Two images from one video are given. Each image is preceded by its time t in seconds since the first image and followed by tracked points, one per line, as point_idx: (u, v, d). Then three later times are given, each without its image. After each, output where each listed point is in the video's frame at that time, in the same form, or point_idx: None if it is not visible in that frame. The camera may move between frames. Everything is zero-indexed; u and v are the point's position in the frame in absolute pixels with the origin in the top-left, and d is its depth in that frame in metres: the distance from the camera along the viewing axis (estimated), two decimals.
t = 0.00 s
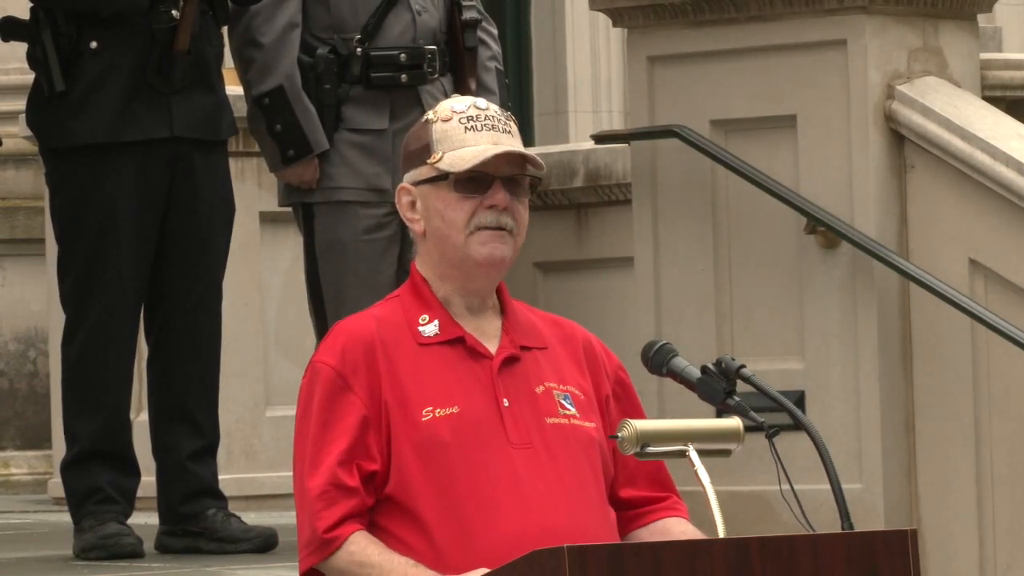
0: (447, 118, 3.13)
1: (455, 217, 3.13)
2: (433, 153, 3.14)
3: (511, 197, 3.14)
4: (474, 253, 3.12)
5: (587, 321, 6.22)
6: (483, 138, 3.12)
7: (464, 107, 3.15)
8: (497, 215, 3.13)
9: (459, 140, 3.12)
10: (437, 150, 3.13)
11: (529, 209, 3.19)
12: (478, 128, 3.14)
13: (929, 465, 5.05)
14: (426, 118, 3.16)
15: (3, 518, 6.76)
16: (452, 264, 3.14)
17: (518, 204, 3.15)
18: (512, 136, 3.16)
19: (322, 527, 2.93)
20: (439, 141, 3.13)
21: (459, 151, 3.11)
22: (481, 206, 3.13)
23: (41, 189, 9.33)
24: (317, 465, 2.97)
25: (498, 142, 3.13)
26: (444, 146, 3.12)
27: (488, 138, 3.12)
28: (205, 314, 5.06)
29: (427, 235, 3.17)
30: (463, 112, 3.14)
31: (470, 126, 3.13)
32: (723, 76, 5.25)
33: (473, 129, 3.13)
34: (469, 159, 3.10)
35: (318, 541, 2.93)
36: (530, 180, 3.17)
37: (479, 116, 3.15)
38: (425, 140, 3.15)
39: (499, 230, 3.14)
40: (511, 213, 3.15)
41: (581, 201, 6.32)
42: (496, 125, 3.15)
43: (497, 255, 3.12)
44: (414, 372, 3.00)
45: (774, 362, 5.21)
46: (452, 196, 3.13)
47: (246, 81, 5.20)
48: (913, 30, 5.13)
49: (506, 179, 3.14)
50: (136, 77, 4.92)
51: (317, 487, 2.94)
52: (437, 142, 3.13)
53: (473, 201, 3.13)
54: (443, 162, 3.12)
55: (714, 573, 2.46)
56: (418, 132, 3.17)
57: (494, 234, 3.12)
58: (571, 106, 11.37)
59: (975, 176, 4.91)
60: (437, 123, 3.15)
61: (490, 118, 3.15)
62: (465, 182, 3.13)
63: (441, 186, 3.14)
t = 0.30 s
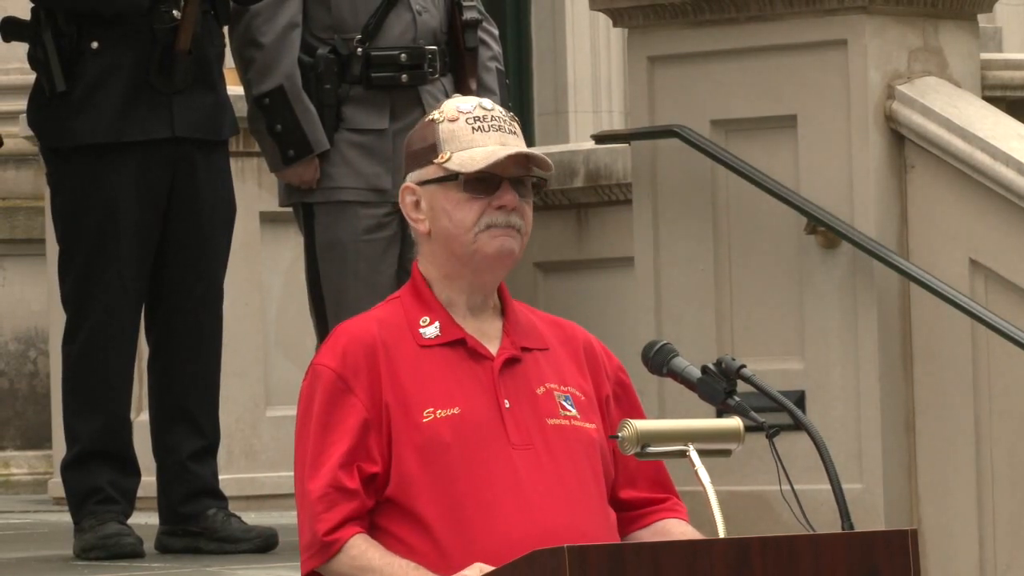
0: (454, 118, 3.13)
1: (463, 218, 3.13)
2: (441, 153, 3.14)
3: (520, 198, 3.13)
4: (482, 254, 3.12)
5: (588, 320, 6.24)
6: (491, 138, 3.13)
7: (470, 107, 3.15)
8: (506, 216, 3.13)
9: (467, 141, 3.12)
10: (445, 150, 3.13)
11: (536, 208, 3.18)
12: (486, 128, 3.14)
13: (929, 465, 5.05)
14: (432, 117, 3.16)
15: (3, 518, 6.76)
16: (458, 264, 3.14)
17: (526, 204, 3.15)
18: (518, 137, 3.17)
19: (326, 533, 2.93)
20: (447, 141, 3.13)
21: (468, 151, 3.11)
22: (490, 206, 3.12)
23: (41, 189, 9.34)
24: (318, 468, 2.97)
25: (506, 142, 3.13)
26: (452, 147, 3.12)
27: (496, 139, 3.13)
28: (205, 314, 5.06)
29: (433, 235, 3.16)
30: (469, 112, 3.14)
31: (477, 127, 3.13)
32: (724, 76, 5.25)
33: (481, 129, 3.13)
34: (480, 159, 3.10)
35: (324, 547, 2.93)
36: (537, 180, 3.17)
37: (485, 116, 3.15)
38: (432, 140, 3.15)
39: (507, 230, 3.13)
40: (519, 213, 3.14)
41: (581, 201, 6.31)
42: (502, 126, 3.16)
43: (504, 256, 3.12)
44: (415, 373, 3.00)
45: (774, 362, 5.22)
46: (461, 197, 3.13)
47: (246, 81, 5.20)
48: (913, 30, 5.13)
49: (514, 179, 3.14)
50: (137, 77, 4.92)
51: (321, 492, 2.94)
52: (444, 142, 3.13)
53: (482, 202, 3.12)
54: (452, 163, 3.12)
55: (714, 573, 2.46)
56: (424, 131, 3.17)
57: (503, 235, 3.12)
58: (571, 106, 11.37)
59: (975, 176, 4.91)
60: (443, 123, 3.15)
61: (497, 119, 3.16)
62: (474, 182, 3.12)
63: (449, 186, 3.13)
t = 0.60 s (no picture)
0: (457, 118, 3.13)
1: (469, 219, 3.12)
2: (444, 153, 3.13)
3: (524, 199, 3.14)
4: (488, 255, 3.12)
5: (587, 320, 6.24)
6: (494, 139, 3.14)
7: (472, 107, 3.15)
8: (510, 217, 3.13)
9: (471, 141, 3.12)
10: (448, 150, 3.13)
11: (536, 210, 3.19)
12: (487, 128, 3.14)
13: (929, 465, 5.05)
14: (433, 117, 3.15)
15: (3, 518, 6.76)
16: (463, 265, 3.13)
17: (529, 205, 3.15)
18: (517, 137, 3.18)
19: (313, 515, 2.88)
20: (450, 142, 3.12)
21: (474, 152, 3.11)
22: (494, 207, 3.12)
23: (41, 189, 9.34)
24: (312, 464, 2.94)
25: (507, 142, 3.14)
26: (457, 147, 3.12)
27: (499, 139, 3.14)
28: (204, 314, 5.06)
29: (436, 236, 3.15)
30: (471, 112, 3.14)
31: (480, 127, 3.14)
32: (723, 76, 5.25)
33: (483, 129, 3.14)
34: (487, 161, 3.09)
35: (306, 529, 2.88)
36: (538, 181, 3.18)
37: (487, 116, 3.15)
38: (434, 141, 3.14)
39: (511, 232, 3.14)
40: (523, 214, 3.15)
41: (581, 201, 6.30)
42: (503, 125, 3.16)
43: (510, 256, 3.12)
44: (414, 373, 3.00)
45: (774, 362, 5.22)
46: (465, 198, 3.12)
47: (245, 81, 5.20)
48: (913, 30, 5.13)
49: (517, 180, 3.14)
50: (137, 77, 4.92)
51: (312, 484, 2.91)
52: (448, 142, 3.13)
53: (487, 202, 3.12)
54: (458, 163, 3.11)
55: (714, 573, 2.46)
56: (426, 132, 3.16)
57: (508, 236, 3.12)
58: (571, 106, 11.38)
59: (975, 176, 4.91)
60: (446, 123, 3.14)
61: (497, 119, 3.16)
62: (479, 183, 3.11)
63: (453, 187, 3.13)
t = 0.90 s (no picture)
0: (447, 122, 3.12)
1: (467, 223, 3.10)
2: (437, 159, 3.11)
3: (521, 199, 3.13)
4: (489, 258, 3.10)
5: (587, 320, 6.24)
6: (486, 140, 3.13)
7: (461, 109, 3.14)
8: (509, 218, 3.12)
9: (463, 145, 3.11)
10: (440, 156, 3.11)
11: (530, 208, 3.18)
12: (479, 130, 3.13)
13: (929, 465, 5.05)
14: (422, 122, 3.14)
15: (3, 518, 6.76)
16: (463, 269, 3.12)
17: (526, 205, 3.14)
18: (509, 137, 3.17)
19: (294, 444, 2.90)
20: (442, 146, 3.11)
21: (467, 156, 3.10)
22: (492, 209, 3.11)
23: (41, 189, 9.33)
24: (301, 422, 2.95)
25: (500, 143, 3.13)
26: (449, 152, 3.11)
27: (491, 140, 3.13)
28: (204, 314, 5.06)
29: (434, 241, 3.13)
30: (461, 115, 3.13)
31: (470, 129, 3.13)
32: (723, 76, 5.25)
33: (474, 131, 3.13)
34: (483, 165, 3.08)
35: (286, 453, 2.91)
36: (531, 179, 3.16)
37: (477, 118, 3.14)
38: (426, 146, 3.13)
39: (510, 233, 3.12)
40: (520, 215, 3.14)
41: (581, 201, 6.30)
42: (494, 126, 3.15)
43: (511, 257, 3.11)
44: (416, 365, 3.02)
45: (774, 362, 5.22)
46: (462, 202, 3.10)
47: (245, 81, 5.19)
48: (912, 30, 5.13)
49: (512, 181, 3.13)
50: (136, 77, 4.92)
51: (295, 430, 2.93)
52: (440, 147, 3.11)
53: (485, 205, 3.10)
54: (452, 168, 3.10)
55: (714, 573, 2.46)
56: (416, 138, 3.14)
57: (508, 237, 3.11)
58: (570, 106, 11.38)
59: (975, 176, 4.90)
60: (436, 128, 3.13)
61: (488, 119, 3.15)
62: (476, 187, 3.10)
63: (449, 192, 3.11)
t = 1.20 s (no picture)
0: (439, 122, 3.13)
1: (463, 223, 3.09)
2: (431, 159, 3.11)
3: (514, 199, 3.12)
4: (485, 259, 3.08)
5: (587, 320, 6.24)
6: (479, 140, 3.13)
7: (452, 109, 3.15)
8: (503, 217, 3.11)
9: (457, 145, 3.11)
10: (434, 156, 3.11)
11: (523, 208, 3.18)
12: (470, 129, 3.15)
13: (929, 465, 5.05)
14: (414, 123, 3.14)
15: (3, 518, 6.76)
16: (459, 269, 3.11)
17: (519, 204, 3.14)
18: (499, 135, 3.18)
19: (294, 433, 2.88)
20: (436, 147, 3.11)
21: (461, 156, 3.09)
22: (487, 209, 3.10)
23: (41, 189, 9.33)
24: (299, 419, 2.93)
25: (492, 143, 3.14)
26: (443, 152, 3.11)
27: (484, 139, 3.14)
28: (204, 315, 5.06)
29: (430, 242, 3.13)
30: (452, 115, 3.14)
31: (463, 129, 3.14)
32: (723, 76, 5.25)
33: (466, 131, 3.14)
34: (478, 164, 3.08)
35: (285, 444, 2.88)
36: (524, 177, 3.16)
37: (468, 118, 3.15)
38: (418, 147, 3.13)
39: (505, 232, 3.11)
40: (513, 214, 3.13)
41: (581, 201, 6.30)
42: (486, 126, 3.16)
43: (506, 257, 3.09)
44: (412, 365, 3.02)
45: (774, 362, 5.22)
46: (456, 202, 3.10)
47: (245, 81, 5.19)
48: (912, 30, 5.13)
49: (505, 180, 3.12)
50: (136, 77, 4.92)
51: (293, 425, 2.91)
52: (433, 148, 3.11)
53: (480, 205, 3.10)
54: (446, 168, 3.10)
55: (714, 573, 2.46)
56: (408, 139, 3.14)
57: (504, 237, 3.10)
58: (571, 106, 11.38)
59: (975, 176, 4.90)
60: (428, 129, 3.14)
61: (479, 119, 3.16)
62: (470, 186, 3.08)
63: (443, 192, 3.11)
